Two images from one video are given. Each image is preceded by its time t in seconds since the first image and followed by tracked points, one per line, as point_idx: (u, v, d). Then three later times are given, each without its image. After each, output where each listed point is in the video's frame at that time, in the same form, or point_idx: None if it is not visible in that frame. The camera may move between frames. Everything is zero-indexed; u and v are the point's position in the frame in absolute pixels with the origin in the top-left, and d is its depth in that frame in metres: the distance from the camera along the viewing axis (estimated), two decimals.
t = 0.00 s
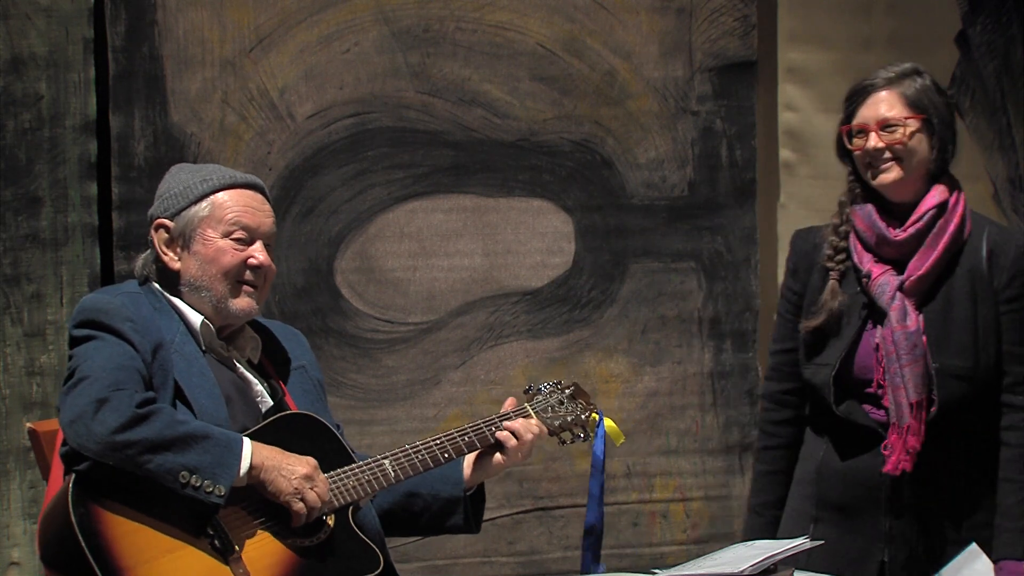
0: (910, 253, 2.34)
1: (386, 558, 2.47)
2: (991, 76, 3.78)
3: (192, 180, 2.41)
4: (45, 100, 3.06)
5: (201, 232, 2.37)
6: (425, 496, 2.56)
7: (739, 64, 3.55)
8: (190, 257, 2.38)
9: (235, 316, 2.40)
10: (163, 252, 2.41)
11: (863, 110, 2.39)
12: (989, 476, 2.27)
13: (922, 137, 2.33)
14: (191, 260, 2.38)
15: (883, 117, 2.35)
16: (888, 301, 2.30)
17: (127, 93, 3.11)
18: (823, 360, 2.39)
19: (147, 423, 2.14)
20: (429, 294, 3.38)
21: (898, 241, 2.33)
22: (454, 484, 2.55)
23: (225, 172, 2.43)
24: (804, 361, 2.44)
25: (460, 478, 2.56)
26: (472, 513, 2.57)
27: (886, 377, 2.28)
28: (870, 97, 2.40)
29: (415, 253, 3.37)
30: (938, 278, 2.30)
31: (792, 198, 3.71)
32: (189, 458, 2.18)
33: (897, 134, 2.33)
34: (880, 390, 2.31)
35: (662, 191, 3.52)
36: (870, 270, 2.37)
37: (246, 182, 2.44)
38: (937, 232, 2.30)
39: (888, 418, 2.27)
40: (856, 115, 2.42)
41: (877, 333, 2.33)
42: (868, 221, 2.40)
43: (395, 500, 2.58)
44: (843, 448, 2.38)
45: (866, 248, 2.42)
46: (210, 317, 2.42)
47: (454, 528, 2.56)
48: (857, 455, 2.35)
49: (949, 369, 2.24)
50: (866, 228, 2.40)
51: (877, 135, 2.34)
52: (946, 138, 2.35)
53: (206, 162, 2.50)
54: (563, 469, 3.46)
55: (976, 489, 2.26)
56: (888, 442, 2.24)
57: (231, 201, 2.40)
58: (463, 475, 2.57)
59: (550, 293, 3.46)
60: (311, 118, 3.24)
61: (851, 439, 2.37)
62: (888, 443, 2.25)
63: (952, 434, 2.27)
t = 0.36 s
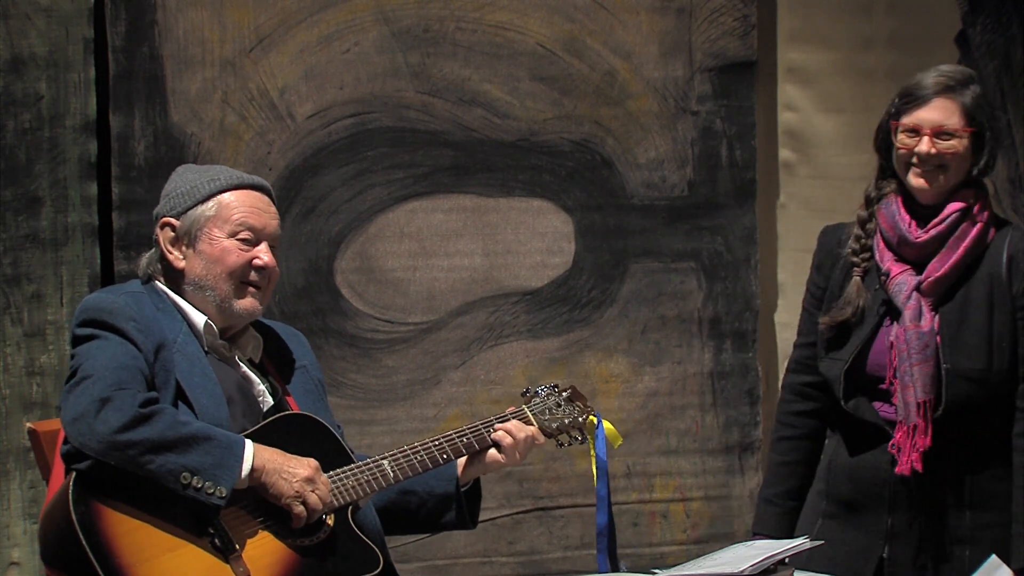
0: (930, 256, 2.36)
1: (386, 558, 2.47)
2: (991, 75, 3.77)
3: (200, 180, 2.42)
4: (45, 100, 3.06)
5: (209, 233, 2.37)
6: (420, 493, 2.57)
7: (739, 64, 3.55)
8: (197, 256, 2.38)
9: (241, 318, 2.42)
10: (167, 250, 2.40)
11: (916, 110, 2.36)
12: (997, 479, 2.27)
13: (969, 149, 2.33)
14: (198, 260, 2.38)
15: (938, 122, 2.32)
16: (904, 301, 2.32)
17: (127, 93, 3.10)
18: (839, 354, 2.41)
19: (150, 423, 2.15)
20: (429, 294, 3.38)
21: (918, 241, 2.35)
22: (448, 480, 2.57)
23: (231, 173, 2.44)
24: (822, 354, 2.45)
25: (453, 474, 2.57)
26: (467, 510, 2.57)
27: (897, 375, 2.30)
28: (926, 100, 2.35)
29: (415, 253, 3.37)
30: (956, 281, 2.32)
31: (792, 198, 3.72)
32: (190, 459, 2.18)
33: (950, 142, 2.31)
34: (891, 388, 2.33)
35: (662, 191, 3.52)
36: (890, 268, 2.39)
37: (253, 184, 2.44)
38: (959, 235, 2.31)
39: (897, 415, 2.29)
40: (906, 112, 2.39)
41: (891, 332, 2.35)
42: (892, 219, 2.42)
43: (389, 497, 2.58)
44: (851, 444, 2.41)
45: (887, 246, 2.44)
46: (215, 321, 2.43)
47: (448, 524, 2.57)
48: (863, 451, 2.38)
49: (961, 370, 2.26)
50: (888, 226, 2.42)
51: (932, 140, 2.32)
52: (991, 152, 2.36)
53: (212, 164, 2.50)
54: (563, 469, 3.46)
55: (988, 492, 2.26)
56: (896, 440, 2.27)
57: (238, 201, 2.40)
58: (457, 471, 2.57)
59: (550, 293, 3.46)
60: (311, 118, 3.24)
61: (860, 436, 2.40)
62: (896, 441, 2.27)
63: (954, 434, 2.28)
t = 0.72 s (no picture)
0: (929, 257, 2.36)
1: (386, 557, 2.46)
2: (992, 75, 3.77)
3: (225, 190, 2.41)
4: (45, 100, 3.06)
5: (233, 247, 2.38)
6: (418, 492, 2.57)
7: (739, 64, 3.55)
8: (219, 268, 2.38)
9: (250, 327, 2.44)
10: (190, 258, 2.39)
11: (937, 113, 2.33)
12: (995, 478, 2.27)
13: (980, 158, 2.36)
14: (219, 271, 2.38)
15: (959, 129, 2.32)
16: (905, 301, 2.32)
17: (127, 93, 3.10)
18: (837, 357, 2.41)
19: (149, 424, 2.15)
20: (429, 294, 3.38)
21: (918, 242, 2.35)
22: (446, 479, 2.57)
23: (257, 186, 2.43)
24: (820, 357, 2.44)
25: (452, 473, 2.57)
26: (466, 509, 2.57)
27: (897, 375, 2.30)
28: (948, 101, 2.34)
29: (415, 253, 3.37)
30: (953, 283, 2.34)
31: (792, 198, 3.72)
32: (189, 459, 2.18)
33: (970, 151, 2.32)
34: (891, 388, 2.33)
35: (662, 191, 3.52)
36: (888, 271, 2.39)
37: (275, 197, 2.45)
38: (958, 237, 2.33)
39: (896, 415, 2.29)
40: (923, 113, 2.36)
41: (891, 333, 2.35)
42: (890, 221, 2.42)
43: (388, 497, 2.58)
44: (851, 448, 2.40)
45: (884, 248, 2.44)
46: (221, 330, 2.44)
47: (446, 523, 2.57)
48: (862, 455, 2.37)
49: (961, 369, 2.26)
50: (886, 229, 2.41)
51: (955, 145, 2.31)
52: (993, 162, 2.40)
53: (229, 167, 2.49)
54: (563, 469, 3.46)
55: (986, 490, 2.27)
56: (896, 439, 2.27)
57: (263, 216, 2.41)
58: (456, 471, 2.57)
59: (550, 293, 3.46)
60: (311, 118, 3.24)
61: (860, 438, 2.39)
62: (897, 440, 2.27)
63: (952, 433, 2.29)
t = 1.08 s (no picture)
0: (926, 260, 2.37)
1: (386, 557, 2.46)
2: (992, 75, 3.77)
3: (232, 191, 2.41)
4: (45, 100, 3.06)
5: (241, 248, 2.39)
6: (419, 493, 2.57)
7: (739, 64, 3.55)
8: (227, 269, 2.39)
9: (255, 326, 2.46)
10: (196, 260, 2.40)
11: (891, 112, 2.40)
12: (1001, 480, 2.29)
13: (948, 146, 2.36)
14: (228, 273, 2.39)
15: (914, 121, 2.36)
16: (904, 306, 2.32)
17: (127, 93, 3.10)
18: (834, 360, 2.40)
19: (149, 424, 2.15)
20: (429, 294, 3.38)
21: (917, 246, 2.35)
22: (446, 479, 2.57)
23: (263, 187, 2.45)
24: (814, 362, 2.44)
25: (452, 473, 2.57)
26: (466, 510, 2.57)
27: (901, 379, 2.30)
28: (899, 100, 2.40)
29: (415, 253, 3.37)
30: (950, 286, 2.34)
31: (792, 198, 3.72)
32: (189, 459, 2.18)
33: (930, 140, 2.35)
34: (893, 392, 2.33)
35: (662, 191, 3.52)
36: (886, 275, 2.39)
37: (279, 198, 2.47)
38: (954, 239, 2.34)
39: (902, 419, 2.29)
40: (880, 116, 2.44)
41: (891, 337, 2.35)
42: (884, 225, 2.42)
43: (389, 497, 2.59)
44: (852, 449, 2.39)
45: (880, 252, 2.44)
46: (222, 330, 2.45)
47: (447, 524, 2.57)
48: (866, 455, 2.37)
49: (967, 373, 2.27)
50: (882, 232, 2.42)
51: (909, 137, 2.35)
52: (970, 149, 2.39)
53: (230, 167, 2.49)
54: (563, 469, 3.46)
55: (992, 491, 2.28)
56: (903, 444, 2.27)
57: (270, 217, 2.43)
58: (456, 472, 2.57)
59: (550, 293, 3.46)
60: (311, 118, 3.24)
61: (863, 437, 2.38)
62: (903, 444, 2.27)
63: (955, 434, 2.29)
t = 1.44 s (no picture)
0: (921, 263, 2.38)
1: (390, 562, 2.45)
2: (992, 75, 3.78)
3: (251, 200, 2.41)
4: (45, 100, 3.06)
5: (257, 257, 2.39)
6: (430, 498, 2.55)
7: (739, 64, 3.55)
8: (242, 278, 2.39)
9: (270, 332, 2.46)
10: (213, 267, 2.40)
11: (868, 121, 2.43)
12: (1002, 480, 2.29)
13: (926, 145, 2.36)
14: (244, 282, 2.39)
15: (888, 127, 2.39)
16: (901, 310, 2.32)
17: (127, 93, 3.10)
18: (833, 365, 2.40)
19: (131, 415, 2.15)
20: (429, 294, 3.38)
21: (912, 251, 2.36)
22: (459, 487, 2.55)
23: (284, 197, 2.44)
24: (814, 366, 2.44)
25: (466, 481, 2.55)
26: (476, 518, 2.56)
27: (900, 383, 2.30)
28: (875, 107, 2.44)
29: (415, 253, 3.37)
30: (949, 286, 2.34)
31: (792, 198, 3.72)
32: (168, 455, 2.17)
33: (905, 143, 2.36)
34: (892, 396, 2.33)
35: (662, 191, 3.52)
36: (883, 279, 2.39)
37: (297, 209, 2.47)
38: (948, 240, 2.33)
39: (904, 423, 2.29)
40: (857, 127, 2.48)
41: (890, 342, 2.35)
42: (878, 230, 2.43)
43: (400, 501, 2.57)
44: (854, 453, 2.40)
45: (876, 257, 2.44)
46: (236, 330, 2.45)
47: (455, 532, 2.55)
48: (866, 457, 2.37)
49: (967, 375, 2.27)
50: (877, 235, 2.43)
51: (884, 143, 2.38)
52: (950, 146, 2.38)
53: (251, 175, 2.49)
54: (563, 469, 3.47)
55: (994, 490, 2.29)
56: (906, 448, 2.27)
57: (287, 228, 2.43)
58: (470, 479, 2.56)
59: (550, 293, 3.46)
60: (311, 118, 3.24)
61: (866, 440, 2.38)
62: (907, 448, 2.27)
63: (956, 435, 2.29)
